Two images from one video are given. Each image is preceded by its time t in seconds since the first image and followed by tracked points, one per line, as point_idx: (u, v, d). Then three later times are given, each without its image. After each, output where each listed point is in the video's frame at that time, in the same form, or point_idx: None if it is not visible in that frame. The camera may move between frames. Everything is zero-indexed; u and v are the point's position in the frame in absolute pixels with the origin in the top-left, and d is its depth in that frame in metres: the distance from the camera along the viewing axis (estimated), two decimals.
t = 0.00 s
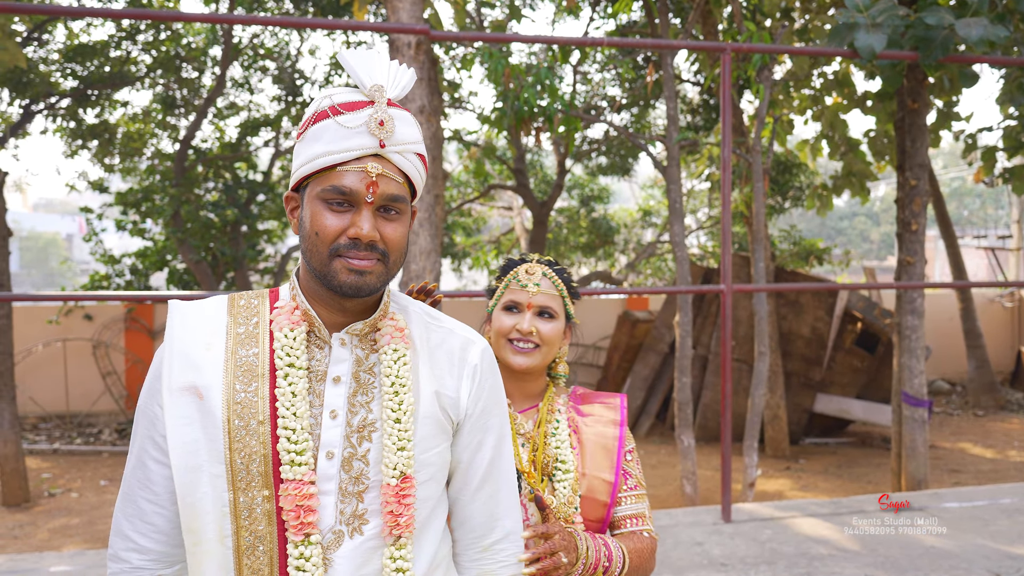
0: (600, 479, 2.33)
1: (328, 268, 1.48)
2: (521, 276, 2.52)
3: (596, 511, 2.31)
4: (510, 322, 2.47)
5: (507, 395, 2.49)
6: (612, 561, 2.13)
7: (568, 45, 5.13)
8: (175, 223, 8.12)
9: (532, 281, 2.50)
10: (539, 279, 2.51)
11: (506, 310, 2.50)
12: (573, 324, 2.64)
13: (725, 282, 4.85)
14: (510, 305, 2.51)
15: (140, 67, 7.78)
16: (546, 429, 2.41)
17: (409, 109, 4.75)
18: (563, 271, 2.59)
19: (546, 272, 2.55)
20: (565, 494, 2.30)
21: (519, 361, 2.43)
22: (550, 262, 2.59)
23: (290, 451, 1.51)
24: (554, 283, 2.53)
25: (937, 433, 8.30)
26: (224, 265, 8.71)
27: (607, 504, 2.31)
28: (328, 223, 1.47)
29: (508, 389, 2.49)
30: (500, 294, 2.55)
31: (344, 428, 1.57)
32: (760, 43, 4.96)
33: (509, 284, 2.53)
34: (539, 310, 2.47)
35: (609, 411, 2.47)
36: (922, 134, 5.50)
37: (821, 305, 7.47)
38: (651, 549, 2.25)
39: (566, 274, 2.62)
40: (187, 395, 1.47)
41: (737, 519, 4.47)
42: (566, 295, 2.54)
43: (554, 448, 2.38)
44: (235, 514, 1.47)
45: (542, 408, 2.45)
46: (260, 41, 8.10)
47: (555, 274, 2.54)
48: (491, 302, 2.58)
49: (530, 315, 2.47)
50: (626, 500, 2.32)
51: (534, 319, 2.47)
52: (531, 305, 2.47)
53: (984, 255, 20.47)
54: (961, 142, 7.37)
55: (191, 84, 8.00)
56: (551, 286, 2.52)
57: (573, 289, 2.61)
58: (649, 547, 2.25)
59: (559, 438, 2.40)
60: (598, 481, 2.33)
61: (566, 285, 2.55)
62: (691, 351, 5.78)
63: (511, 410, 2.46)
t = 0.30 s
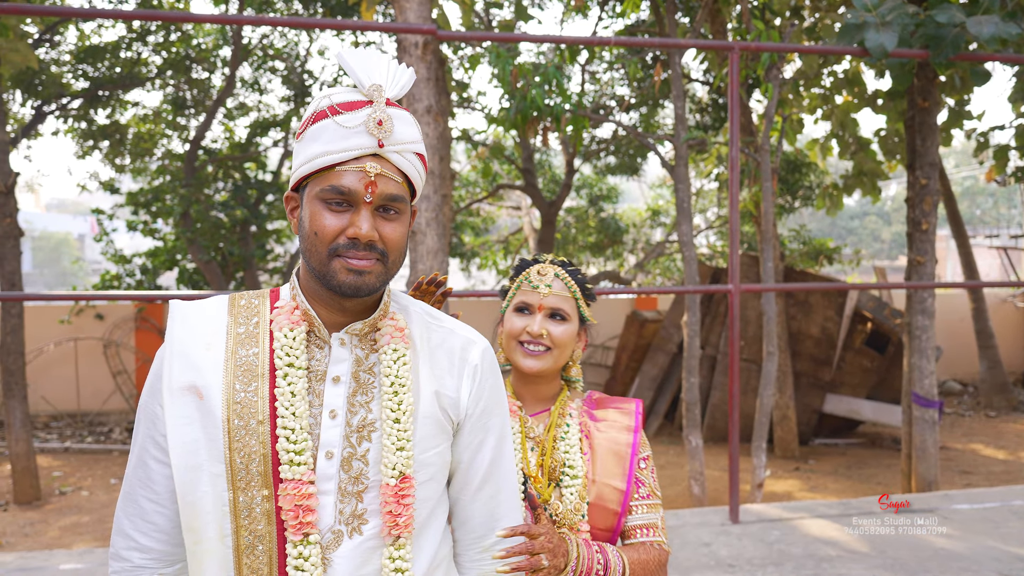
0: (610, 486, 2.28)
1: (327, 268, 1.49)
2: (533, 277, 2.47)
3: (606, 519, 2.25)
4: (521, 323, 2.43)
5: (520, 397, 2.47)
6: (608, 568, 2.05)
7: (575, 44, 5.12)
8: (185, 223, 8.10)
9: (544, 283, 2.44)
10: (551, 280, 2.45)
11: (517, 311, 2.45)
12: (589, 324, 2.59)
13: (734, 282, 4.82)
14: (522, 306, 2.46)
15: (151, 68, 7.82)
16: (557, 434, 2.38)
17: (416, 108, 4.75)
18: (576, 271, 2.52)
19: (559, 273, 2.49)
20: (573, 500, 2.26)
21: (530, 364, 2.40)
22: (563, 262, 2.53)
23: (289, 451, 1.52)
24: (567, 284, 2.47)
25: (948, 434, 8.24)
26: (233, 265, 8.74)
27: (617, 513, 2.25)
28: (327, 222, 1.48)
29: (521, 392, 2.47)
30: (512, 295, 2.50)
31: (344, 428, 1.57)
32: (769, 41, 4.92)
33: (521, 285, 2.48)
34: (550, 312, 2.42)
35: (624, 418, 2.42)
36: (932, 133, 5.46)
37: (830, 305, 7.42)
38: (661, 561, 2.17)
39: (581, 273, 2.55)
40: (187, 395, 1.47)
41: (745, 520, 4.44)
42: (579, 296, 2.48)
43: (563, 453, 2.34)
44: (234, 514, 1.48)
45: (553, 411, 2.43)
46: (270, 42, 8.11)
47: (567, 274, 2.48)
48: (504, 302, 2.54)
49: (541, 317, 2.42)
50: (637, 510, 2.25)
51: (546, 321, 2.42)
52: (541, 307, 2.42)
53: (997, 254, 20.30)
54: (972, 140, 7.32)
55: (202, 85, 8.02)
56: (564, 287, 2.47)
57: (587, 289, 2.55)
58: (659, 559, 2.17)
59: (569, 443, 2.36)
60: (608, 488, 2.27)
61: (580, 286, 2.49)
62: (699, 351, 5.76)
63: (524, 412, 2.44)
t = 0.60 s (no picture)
0: (620, 498, 2.21)
1: (326, 268, 1.53)
2: (546, 278, 2.43)
3: (613, 532, 2.19)
4: (533, 325, 2.39)
5: (535, 402, 2.44)
6: None
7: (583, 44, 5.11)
8: (195, 223, 8.15)
9: (557, 284, 2.40)
10: (564, 281, 2.41)
11: (530, 313, 2.42)
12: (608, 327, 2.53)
13: (743, 282, 4.79)
14: (535, 308, 2.42)
15: (162, 69, 7.84)
16: (567, 441, 2.33)
17: (423, 108, 4.74)
18: (592, 272, 2.47)
19: (573, 273, 2.45)
20: (579, 511, 2.21)
21: (542, 367, 2.36)
22: (579, 262, 2.48)
23: (288, 451, 1.52)
24: (581, 285, 2.43)
25: (960, 435, 8.18)
26: (243, 265, 8.77)
27: (627, 527, 2.18)
28: (326, 223, 1.52)
29: (535, 396, 2.44)
30: (526, 296, 2.47)
31: (343, 428, 1.57)
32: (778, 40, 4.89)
33: (535, 286, 2.45)
34: (563, 314, 2.37)
35: (640, 427, 2.34)
36: (943, 132, 5.42)
37: (841, 306, 7.38)
38: None
39: (598, 274, 2.50)
40: (187, 395, 1.48)
41: (753, 521, 4.42)
42: (594, 297, 2.43)
43: (573, 461, 2.29)
44: (234, 513, 1.48)
45: (567, 417, 2.38)
46: (280, 42, 8.13)
47: (582, 275, 2.44)
48: (519, 303, 2.50)
49: (553, 319, 2.38)
50: (649, 525, 2.18)
51: (558, 323, 2.38)
52: (554, 309, 2.38)
53: (1010, 253, 20.14)
54: (985, 139, 7.26)
55: (212, 86, 8.05)
56: (578, 288, 2.42)
57: (605, 290, 2.49)
58: None
59: (579, 450, 2.30)
60: (618, 500, 2.21)
61: (595, 287, 2.44)
62: (707, 350, 5.74)
63: (537, 417, 2.40)
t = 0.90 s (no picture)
0: (627, 506, 2.20)
1: (326, 267, 1.54)
2: (560, 278, 2.42)
3: (618, 541, 2.17)
4: (545, 326, 2.37)
5: (546, 404, 2.44)
6: None
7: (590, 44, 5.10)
8: (204, 223, 8.17)
9: (570, 284, 2.39)
10: (577, 281, 2.40)
11: (543, 313, 2.41)
12: (625, 329, 2.50)
13: (750, 282, 4.77)
14: (548, 308, 2.41)
15: (171, 70, 7.88)
16: (575, 445, 2.33)
17: (430, 109, 4.75)
18: (608, 273, 2.45)
19: (588, 273, 2.43)
20: (582, 517, 2.20)
21: (553, 369, 2.34)
22: (594, 262, 2.46)
23: (288, 450, 1.52)
24: (596, 285, 2.41)
25: (971, 436, 8.12)
26: (252, 264, 8.79)
27: (634, 537, 2.16)
28: (325, 222, 1.54)
29: (547, 398, 2.44)
30: (540, 295, 2.46)
31: (343, 427, 1.58)
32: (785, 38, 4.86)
33: (548, 285, 2.44)
34: (575, 315, 2.36)
35: (652, 434, 2.32)
36: (953, 131, 5.38)
37: (849, 306, 7.35)
38: None
39: (615, 275, 2.48)
40: (188, 395, 1.49)
41: (761, 521, 4.40)
42: (608, 298, 2.40)
43: (579, 465, 2.28)
44: (234, 512, 1.49)
45: (576, 421, 2.38)
46: (288, 43, 8.15)
47: (597, 275, 2.42)
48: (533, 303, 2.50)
49: (565, 320, 2.36)
50: (657, 537, 2.16)
51: (570, 324, 2.36)
52: (566, 309, 2.37)
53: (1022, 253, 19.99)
54: (996, 138, 7.20)
55: (221, 86, 8.08)
56: (592, 289, 2.40)
57: (621, 291, 2.47)
58: None
59: (586, 455, 2.30)
60: (624, 508, 2.20)
61: (610, 288, 2.42)
62: (715, 350, 5.72)
63: (547, 420, 2.41)
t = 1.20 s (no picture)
0: (633, 515, 2.16)
1: (326, 267, 1.55)
2: (575, 279, 2.40)
3: (623, 551, 2.14)
4: (557, 327, 2.36)
5: (559, 408, 2.42)
6: None
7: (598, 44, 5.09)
8: (215, 223, 8.20)
9: (585, 285, 2.37)
10: (593, 283, 2.37)
11: (557, 315, 2.39)
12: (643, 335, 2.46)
13: (758, 282, 4.75)
14: (562, 309, 2.39)
15: (183, 72, 7.93)
16: (583, 450, 2.30)
17: (438, 109, 4.76)
18: (626, 276, 2.41)
19: (605, 276, 2.41)
20: (585, 524, 2.17)
21: (563, 372, 2.31)
22: (613, 264, 2.44)
23: (288, 449, 1.53)
24: (612, 288, 2.38)
25: (984, 438, 8.05)
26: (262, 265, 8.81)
27: (641, 547, 2.13)
28: (326, 222, 1.54)
29: (559, 402, 2.41)
30: (555, 296, 2.44)
31: (343, 426, 1.58)
32: (794, 38, 4.84)
33: (563, 286, 2.42)
34: (588, 318, 2.34)
35: (664, 441, 2.29)
36: (965, 129, 5.33)
37: (861, 306, 7.31)
38: None
39: (635, 279, 2.44)
40: (190, 393, 1.50)
41: (770, 523, 4.38)
42: (623, 302, 2.37)
43: (585, 471, 2.26)
44: (235, 510, 1.49)
45: (587, 425, 2.35)
46: (299, 44, 8.18)
47: (613, 278, 2.39)
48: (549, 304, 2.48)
49: (578, 323, 2.34)
50: (664, 548, 2.12)
51: (583, 327, 2.33)
52: (579, 312, 2.34)
53: None
54: (1010, 136, 7.13)
55: (232, 87, 8.12)
56: (607, 292, 2.37)
57: (639, 295, 2.43)
58: None
59: (593, 460, 2.27)
60: (631, 517, 2.16)
61: (627, 292, 2.39)
62: (724, 351, 5.71)
63: (558, 423, 2.39)
